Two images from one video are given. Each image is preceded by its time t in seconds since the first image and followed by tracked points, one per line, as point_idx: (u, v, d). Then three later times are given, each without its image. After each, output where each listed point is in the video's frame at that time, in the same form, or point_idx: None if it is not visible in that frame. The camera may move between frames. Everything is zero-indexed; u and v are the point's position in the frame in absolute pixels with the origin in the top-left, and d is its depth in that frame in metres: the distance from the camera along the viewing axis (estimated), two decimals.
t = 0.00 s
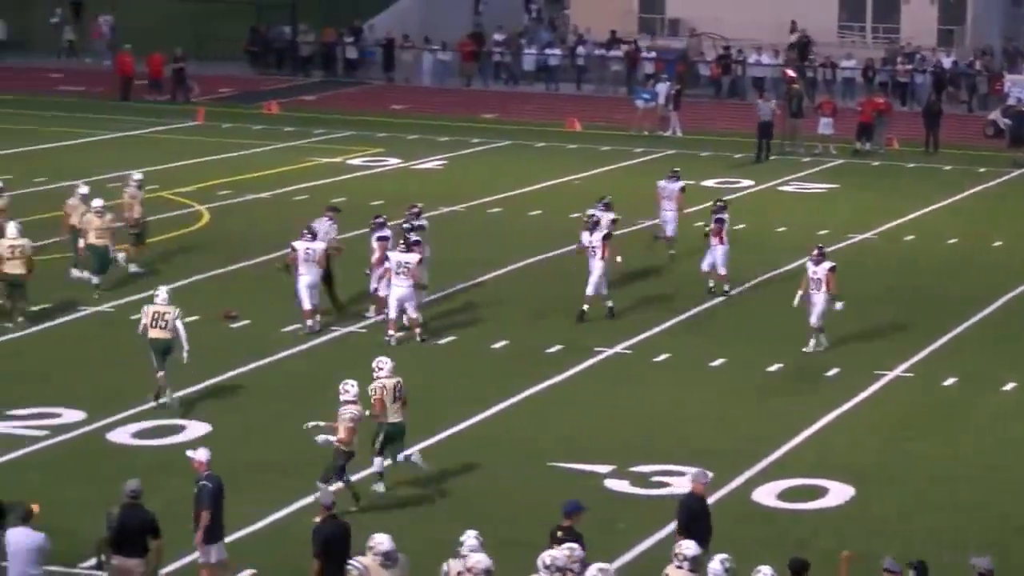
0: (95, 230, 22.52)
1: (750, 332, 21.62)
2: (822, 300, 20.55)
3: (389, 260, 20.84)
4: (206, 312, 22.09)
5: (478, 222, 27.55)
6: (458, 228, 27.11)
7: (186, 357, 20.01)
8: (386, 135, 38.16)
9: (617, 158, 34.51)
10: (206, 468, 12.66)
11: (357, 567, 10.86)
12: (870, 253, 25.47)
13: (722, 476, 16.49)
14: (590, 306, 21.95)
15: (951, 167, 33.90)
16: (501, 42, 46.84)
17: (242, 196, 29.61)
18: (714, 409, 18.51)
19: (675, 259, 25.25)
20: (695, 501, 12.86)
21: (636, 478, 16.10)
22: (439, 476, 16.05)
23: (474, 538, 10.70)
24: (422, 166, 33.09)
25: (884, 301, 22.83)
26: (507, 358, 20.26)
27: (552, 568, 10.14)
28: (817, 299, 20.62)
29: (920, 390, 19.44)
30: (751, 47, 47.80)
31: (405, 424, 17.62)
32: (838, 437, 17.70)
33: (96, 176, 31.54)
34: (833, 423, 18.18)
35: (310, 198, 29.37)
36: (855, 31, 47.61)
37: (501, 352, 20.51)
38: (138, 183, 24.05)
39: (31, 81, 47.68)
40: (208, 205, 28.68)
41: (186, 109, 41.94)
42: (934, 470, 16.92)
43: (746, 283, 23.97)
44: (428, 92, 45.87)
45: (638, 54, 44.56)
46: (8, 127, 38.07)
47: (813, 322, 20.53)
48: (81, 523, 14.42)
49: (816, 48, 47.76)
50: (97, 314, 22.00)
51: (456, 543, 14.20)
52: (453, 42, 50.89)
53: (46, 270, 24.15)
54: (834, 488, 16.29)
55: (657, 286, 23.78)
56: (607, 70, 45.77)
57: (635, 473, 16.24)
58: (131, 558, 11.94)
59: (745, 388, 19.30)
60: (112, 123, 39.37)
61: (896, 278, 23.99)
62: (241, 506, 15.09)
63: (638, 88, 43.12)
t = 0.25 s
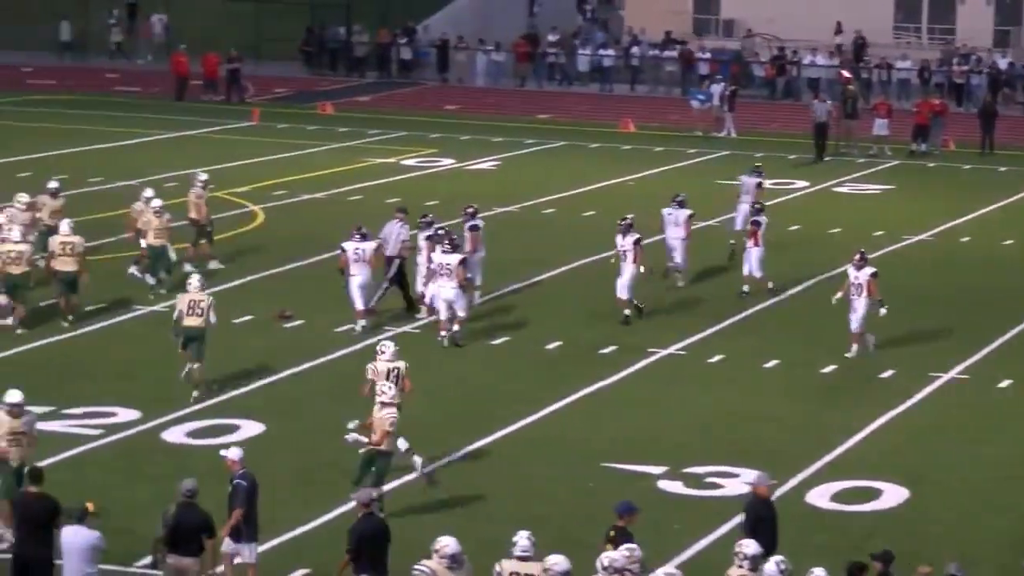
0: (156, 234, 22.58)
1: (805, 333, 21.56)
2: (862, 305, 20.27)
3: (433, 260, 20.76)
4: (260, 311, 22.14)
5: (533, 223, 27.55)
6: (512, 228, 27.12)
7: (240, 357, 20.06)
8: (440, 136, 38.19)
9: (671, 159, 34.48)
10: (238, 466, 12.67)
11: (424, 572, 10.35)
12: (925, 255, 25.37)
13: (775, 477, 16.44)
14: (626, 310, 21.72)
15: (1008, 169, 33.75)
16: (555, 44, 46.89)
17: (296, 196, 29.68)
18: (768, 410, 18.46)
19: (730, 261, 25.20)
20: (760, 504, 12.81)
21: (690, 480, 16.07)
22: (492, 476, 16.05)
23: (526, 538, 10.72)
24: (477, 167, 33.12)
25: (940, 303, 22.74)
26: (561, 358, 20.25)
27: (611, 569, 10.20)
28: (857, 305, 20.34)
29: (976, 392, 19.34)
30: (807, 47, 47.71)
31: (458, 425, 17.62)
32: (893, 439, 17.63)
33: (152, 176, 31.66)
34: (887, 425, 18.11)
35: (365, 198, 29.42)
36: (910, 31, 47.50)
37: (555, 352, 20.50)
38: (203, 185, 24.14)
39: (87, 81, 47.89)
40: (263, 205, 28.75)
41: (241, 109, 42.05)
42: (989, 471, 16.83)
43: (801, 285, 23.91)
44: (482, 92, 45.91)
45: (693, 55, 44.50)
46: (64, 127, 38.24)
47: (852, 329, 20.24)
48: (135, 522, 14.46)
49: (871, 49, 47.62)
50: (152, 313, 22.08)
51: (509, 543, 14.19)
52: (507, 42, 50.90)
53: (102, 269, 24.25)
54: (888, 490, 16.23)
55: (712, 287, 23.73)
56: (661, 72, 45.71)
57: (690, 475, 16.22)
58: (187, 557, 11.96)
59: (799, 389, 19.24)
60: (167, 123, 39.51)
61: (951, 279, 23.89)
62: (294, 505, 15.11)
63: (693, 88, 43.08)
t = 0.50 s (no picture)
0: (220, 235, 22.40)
1: (861, 333, 21.51)
2: (904, 309, 20.15)
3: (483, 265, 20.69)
4: (315, 311, 22.20)
5: (587, 223, 27.55)
6: (567, 228, 27.12)
7: (294, 355, 20.11)
8: (494, 135, 38.22)
9: (726, 159, 34.43)
10: (264, 467, 12.70)
11: None
12: (983, 255, 25.29)
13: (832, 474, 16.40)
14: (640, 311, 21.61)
15: None
16: (610, 43, 46.90)
17: (351, 195, 29.73)
18: (824, 411, 18.42)
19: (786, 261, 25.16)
20: (829, 504, 12.77)
21: (743, 480, 16.04)
22: (545, 475, 16.06)
23: (578, 538, 10.75)
24: (531, 166, 33.14)
25: (996, 304, 22.65)
26: (616, 358, 20.25)
27: (672, 571, 10.28)
28: (898, 308, 20.21)
29: None
30: (863, 46, 47.58)
31: (512, 424, 17.63)
32: (948, 440, 17.57)
33: (207, 175, 31.76)
34: (943, 425, 18.04)
35: (419, 198, 29.45)
36: (966, 31, 47.40)
37: (609, 352, 20.49)
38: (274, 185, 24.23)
39: (144, 80, 48.06)
40: (317, 204, 28.82)
41: (296, 108, 42.14)
42: None
43: (856, 285, 23.85)
44: (537, 91, 45.93)
45: (749, 54, 44.45)
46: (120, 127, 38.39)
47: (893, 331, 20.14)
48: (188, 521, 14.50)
49: (928, 48, 47.49)
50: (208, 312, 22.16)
51: (564, 543, 14.19)
52: (562, 42, 50.90)
53: (157, 267, 24.34)
54: (944, 491, 16.17)
55: (770, 288, 23.68)
56: (716, 71, 45.65)
57: (743, 475, 16.19)
58: (244, 556, 11.88)
59: (853, 390, 19.18)
60: (222, 122, 39.62)
61: (1008, 280, 23.80)
62: (348, 504, 15.14)
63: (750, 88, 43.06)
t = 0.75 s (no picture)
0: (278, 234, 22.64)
1: (908, 334, 21.44)
2: (935, 313, 19.88)
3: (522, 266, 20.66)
4: (362, 310, 22.22)
5: (633, 223, 27.52)
6: (613, 228, 27.10)
7: (340, 355, 20.15)
8: (540, 135, 38.21)
9: (773, 159, 34.36)
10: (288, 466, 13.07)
11: None
12: None
13: (878, 473, 16.35)
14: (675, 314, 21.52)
15: None
16: (657, 43, 46.84)
17: (397, 195, 29.75)
18: (870, 412, 18.37)
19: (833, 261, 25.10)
20: (888, 509, 12.68)
21: (789, 481, 16.01)
22: (591, 475, 16.05)
23: (623, 538, 10.71)
24: (577, 166, 33.13)
25: None
26: (662, 358, 20.23)
27: (725, 571, 10.26)
28: (930, 313, 19.92)
29: None
30: (911, 46, 47.43)
31: (557, 424, 17.63)
32: (996, 440, 17.51)
33: (253, 174, 31.82)
34: (990, 426, 17.97)
35: (465, 198, 29.47)
36: (1015, 31, 47.22)
37: (654, 353, 20.47)
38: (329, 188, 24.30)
39: (191, 80, 48.18)
40: (364, 203, 28.86)
41: (343, 108, 42.19)
42: None
43: (904, 285, 23.77)
44: (583, 91, 45.91)
45: (796, 54, 44.34)
46: (167, 126, 38.51)
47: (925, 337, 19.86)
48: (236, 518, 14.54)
49: (977, 49, 47.32)
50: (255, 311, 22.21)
51: (610, 543, 14.19)
52: (608, 42, 50.87)
53: (204, 266, 24.40)
54: (991, 492, 16.10)
55: (816, 289, 23.62)
56: (762, 71, 45.57)
57: (789, 476, 16.15)
58: (291, 555, 11.88)
59: (900, 391, 19.12)
60: (270, 122, 39.70)
61: None
62: (394, 503, 15.16)
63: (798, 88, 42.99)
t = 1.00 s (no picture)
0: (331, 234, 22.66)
1: (951, 333, 21.37)
2: (961, 310, 19.81)
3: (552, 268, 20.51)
4: (402, 308, 22.24)
5: (674, 222, 27.51)
6: (653, 228, 27.06)
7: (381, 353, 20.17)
8: (581, 134, 38.19)
9: (814, 159, 34.30)
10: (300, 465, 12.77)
11: None
12: None
13: (919, 472, 16.31)
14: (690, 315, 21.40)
15: None
16: (698, 42, 46.73)
17: (438, 193, 29.78)
18: (912, 411, 18.32)
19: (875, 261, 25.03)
20: (945, 507, 12.30)
21: (829, 481, 15.98)
22: (632, 476, 16.03)
23: (664, 538, 10.73)
24: (618, 165, 33.10)
25: None
26: (702, 358, 20.21)
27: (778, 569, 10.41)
28: (957, 312, 19.85)
29: None
30: (955, 45, 47.25)
31: (597, 424, 17.62)
32: None
33: (294, 173, 31.86)
34: None
35: (506, 196, 29.47)
36: None
37: (695, 352, 20.45)
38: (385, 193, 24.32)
39: (232, 79, 48.26)
40: (405, 202, 28.87)
41: (384, 106, 42.22)
42: None
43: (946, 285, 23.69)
44: (624, 91, 45.89)
45: (837, 53, 44.25)
46: (209, 125, 38.61)
47: (952, 334, 19.75)
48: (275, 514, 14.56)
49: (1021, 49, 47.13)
50: (296, 309, 22.25)
51: (650, 542, 14.18)
52: (650, 41, 50.81)
53: (245, 265, 24.46)
54: None
55: (858, 288, 23.57)
56: (804, 70, 45.46)
57: (829, 475, 16.12)
58: (330, 554, 11.88)
59: (941, 391, 19.06)
60: (311, 120, 39.75)
61: None
62: (435, 501, 15.18)
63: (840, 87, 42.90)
